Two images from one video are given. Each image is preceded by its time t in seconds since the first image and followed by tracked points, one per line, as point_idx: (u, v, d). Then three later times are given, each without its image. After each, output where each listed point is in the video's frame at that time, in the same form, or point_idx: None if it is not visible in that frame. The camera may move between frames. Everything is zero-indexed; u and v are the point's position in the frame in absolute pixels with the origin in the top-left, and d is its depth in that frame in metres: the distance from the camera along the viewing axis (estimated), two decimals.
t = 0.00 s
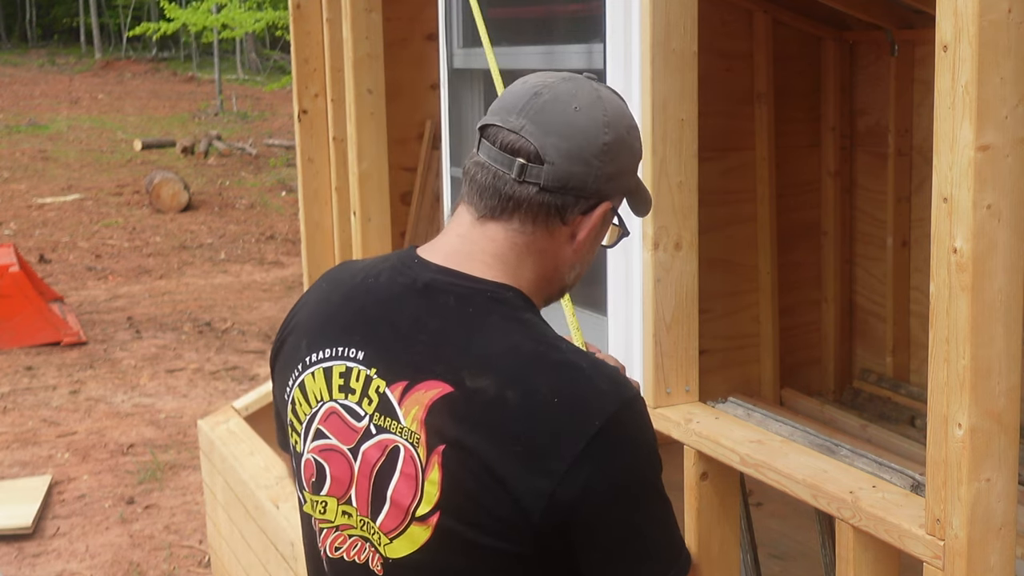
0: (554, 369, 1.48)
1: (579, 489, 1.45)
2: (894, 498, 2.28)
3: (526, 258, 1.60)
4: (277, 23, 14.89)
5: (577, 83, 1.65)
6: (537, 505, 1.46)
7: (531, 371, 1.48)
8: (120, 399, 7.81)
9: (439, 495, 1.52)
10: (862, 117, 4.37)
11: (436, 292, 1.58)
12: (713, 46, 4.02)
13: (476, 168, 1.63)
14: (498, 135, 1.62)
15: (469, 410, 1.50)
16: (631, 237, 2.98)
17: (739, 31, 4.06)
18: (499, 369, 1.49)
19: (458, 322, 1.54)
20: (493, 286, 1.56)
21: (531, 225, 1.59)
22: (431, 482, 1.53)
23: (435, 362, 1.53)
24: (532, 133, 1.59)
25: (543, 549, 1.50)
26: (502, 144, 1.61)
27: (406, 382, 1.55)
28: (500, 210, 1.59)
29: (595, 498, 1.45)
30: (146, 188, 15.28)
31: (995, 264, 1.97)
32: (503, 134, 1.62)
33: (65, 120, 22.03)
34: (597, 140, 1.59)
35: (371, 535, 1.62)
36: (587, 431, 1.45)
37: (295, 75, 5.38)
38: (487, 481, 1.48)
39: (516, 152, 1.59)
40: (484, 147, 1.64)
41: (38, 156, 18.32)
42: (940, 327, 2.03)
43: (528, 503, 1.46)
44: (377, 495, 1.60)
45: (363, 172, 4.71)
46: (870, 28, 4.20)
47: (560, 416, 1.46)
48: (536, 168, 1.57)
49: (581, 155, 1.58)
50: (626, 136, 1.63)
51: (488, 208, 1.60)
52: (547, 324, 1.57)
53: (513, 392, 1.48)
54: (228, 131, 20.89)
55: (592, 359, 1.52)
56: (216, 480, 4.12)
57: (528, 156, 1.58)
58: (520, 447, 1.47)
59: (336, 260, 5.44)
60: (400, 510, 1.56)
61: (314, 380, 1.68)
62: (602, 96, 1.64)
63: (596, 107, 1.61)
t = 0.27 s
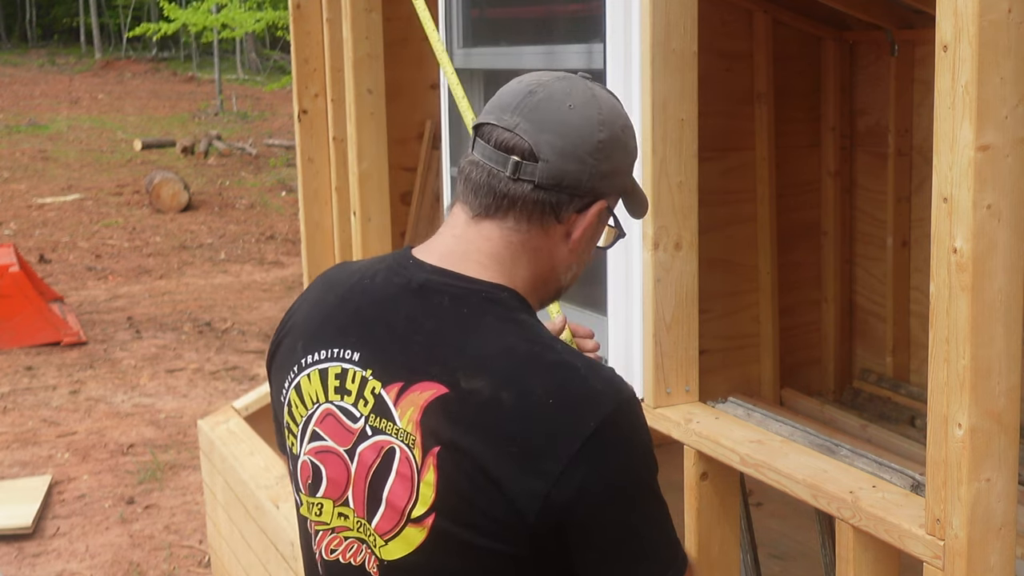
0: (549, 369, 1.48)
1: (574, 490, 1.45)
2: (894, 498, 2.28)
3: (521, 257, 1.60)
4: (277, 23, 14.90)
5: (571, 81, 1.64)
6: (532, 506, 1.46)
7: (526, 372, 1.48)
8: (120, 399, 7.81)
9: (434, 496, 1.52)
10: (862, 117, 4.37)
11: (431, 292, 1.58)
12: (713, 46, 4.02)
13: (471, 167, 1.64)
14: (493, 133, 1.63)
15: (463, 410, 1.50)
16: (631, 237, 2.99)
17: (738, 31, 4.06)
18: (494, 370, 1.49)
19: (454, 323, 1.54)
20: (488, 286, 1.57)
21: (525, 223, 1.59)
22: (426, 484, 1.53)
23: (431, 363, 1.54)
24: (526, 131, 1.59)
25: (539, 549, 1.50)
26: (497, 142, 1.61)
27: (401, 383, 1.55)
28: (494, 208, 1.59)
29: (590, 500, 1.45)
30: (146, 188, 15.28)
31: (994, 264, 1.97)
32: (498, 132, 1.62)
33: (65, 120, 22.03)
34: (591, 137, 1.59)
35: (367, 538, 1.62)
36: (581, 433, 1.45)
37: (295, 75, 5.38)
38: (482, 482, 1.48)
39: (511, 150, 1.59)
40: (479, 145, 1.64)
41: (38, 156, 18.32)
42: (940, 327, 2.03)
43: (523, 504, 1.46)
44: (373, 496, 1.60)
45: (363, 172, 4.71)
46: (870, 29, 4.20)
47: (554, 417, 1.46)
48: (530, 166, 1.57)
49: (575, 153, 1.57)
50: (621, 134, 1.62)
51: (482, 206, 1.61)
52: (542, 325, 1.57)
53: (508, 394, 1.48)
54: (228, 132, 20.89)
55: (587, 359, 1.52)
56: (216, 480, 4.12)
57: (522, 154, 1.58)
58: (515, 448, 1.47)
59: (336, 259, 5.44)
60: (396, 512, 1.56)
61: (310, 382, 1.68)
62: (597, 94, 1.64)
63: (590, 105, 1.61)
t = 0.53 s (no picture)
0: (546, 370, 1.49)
1: (570, 491, 1.45)
2: (894, 498, 2.28)
3: (518, 257, 1.60)
4: (277, 23, 14.89)
5: (569, 80, 1.64)
6: (528, 507, 1.46)
7: (523, 374, 1.49)
8: (120, 399, 7.80)
9: (431, 497, 1.52)
10: (862, 117, 4.37)
11: (428, 293, 1.58)
12: (713, 46, 4.02)
13: (468, 166, 1.64)
14: (490, 132, 1.63)
15: (460, 411, 1.50)
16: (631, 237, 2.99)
17: (738, 31, 4.06)
18: (491, 371, 1.49)
19: (451, 323, 1.54)
20: (485, 286, 1.57)
21: (522, 222, 1.59)
22: (423, 484, 1.52)
23: (428, 364, 1.53)
24: (522, 130, 1.59)
25: (535, 551, 1.50)
26: (494, 141, 1.62)
27: (399, 383, 1.55)
28: (491, 207, 1.60)
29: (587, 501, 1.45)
30: (146, 188, 15.27)
31: (994, 264, 1.97)
32: (495, 131, 1.62)
33: (65, 120, 22.02)
34: (588, 136, 1.58)
35: (364, 538, 1.62)
36: (578, 434, 1.45)
37: (295, 74, 5.38)
38: (479, 482, 1.48)
39: (507, 149, 1.60)
40: (477, 145, 1.64)
41: (38, 156, 18.32)
42: (940, 327, 2.03)
43: (519, 505, 1.46)
44: (370, 496, 1.60)
45: (363, 172, 4.70)
46: (870, 28, 4.20)
47: (551, 418, 1.46)
48: (527, 165, 1.58)
49: (571, 151, 1.57)
50: (618, 134, 1.62)
51: (478, 205, 1.61)
52: (539, 326, 1.57)
53: (505, 395, 1.48)
54: (228, 131, 20.89)
55: (584, 361, 1.52)
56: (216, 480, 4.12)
57: (519, 153, 1.59)
58: (512, 449, 1.47)
59: (336, 259, 5.44)
60: (393, 512, 1.56)
61: (308, 382, 1.68)
62: (595, 93, 1.63)
63: (587, 103, 1.61)
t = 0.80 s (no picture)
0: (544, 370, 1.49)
1: (569, 491, 1.45)
2: (894, 498, 2.28)
3: (517, 257, 1.60)
4: (277, 23, 14.88)
5: (568, 80, 1.64)
6: (527, 507, 1.46)
7: (522, 374, 1.49)
8: (120, 398, 7.80)
9: (429, 497, 1.52)
10: (862, 117, 4.37)
11: (427, 293, 1.58)
12: (713, 46, 4.02)
13: (467, 166, 1.64)
14: (489, 132, 1.63)
15: (459, 411, 1.50)
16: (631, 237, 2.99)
17: (738, 31, 4.06)
18: (489, 371, 1.50)
19: (450, 323, 1.55)
20: (483, 286, 1.57)
21: (520, 222, 1.59)
22: (422, 484, 1.52)
23: (427, 363, 1.53)
24: (521, 130, 1.59)
25: (533, 551, 1.50)
26: (492, 141, 1.62)
27: (398, 383, 1.55)
28: (489, 207, 1.60)
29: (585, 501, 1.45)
30: (146, 188, 15.27)
31: (994, 263, 1.97)
32: (493, 131, 1.62)
33: (65, 120, 22.02)
34: (585, 136, 1.58)
35: (363, 538, 1.62)
36: (576, 434, 1.45)
37: (295, 74, 5.38)
38: (478, 482, 1.48)
39: (506, 149, 1.60)
40: (476, 144, 1.64)
41: (38, 156, 18.31)
42: (940, 327, 2.03)
43: (518, 504, 1.46)
44: (369, 496, 1.60)
45: (363, 172, 4.70)
46: (870, 28, 4.20)
47: (550, 418, 1.46)
48: (525, 164, 1.58)
49: (570, 151, 1.57)
50: (616, 133, 1.61)
51: (476, 204, 1.61)
52: (538, 326, 1.57)
53: (503, 395, 1.48)
54: (228, 131, 20.88)
55: (583, 361, 1.52)
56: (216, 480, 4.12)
57: (517, 152, 1.59)
58: (511, 449, 1.47)
59: (336, 259, 5.44)
60: (392, 512, 1.56)
61: (307, 382, 1.68)
62: (593, 93, 1.63)
63: (586, 103, 1.60)
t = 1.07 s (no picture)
0: (543, 371, 1.49)
1: (568, 491, 1.45)
2: (894, 498, 2.28)
3: (517, 257, 1.60)
4: (277, 23, 14.88)
5: (568, 81, 1.64)
6: (525, 507, 1.46)
7: (521, 375, 1.49)
8: (120, 398, 7.80)
9: (428, 497, 1.52)
10: (862, 117, 4.37)
11: (426, 293, 1.58)
12: (713, 46, 4.02)
13: (468, 166, 1.64)
14: (489, 132, 1.63)
15: (458, 411, 1.50)
16: (631, 237, 2.99)
17: (739, 31, 4.06)
18: (488, 371, 1.50)
19: (449, 323, 1.54)
20: (483, 286, 1.57)
21: (520, 222, 1.59)
22: (420, 484, 1.53)
23: (426, 363, 1.53)
24: (521, 130, 1.59)
25: (531, 551, 1.50)
26: (493, 141, 1.62)
27: (397, 383, 1.55)
28: (490, 207, 1.60)
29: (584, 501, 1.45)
30: (146, 188, 15.27)
31: (994, 264, 1.97)
32: (494, 131, 1.62)
33: (65, 120, 22.02)
34: (586, 136, 1.58)
35: (362, 537, 1.62)
36: (575, 434, 1.45)
37: (295, 74, 5.38)
38: (477, 482, 1.48)
39: (506, 149, 1.60)
40: (476, 144, 1.64)
41: (38, 156, 18.32)
42: (940, 327, 2.03)
43: (516, 504, 1.46)
44: (368, 495, 1.60)
45: (363, 172, 4.71)
46: (870, 28, 4.20)
47: (549, 419, 1.46)
48: (525, 164, 1.58)
49: (570, 151, 1.57)
50: (616, 134, 1.61)
51: (476, 204, 1.61)
52: (538, 326, 1.57)
53: (502, 395, 1.48)
54: (228, 131, 20.88)
55: (582, 361, 1.52)
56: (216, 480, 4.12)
57: (517, 152, 1.59)
58: (510, 449, 1.47)
59: (336, 259, 5.44)
60: (391, 511, 1.56)
61: (306, 382, 1.68)
62: (594, 93, 1.63)
63: (586, 103, 1.60)
